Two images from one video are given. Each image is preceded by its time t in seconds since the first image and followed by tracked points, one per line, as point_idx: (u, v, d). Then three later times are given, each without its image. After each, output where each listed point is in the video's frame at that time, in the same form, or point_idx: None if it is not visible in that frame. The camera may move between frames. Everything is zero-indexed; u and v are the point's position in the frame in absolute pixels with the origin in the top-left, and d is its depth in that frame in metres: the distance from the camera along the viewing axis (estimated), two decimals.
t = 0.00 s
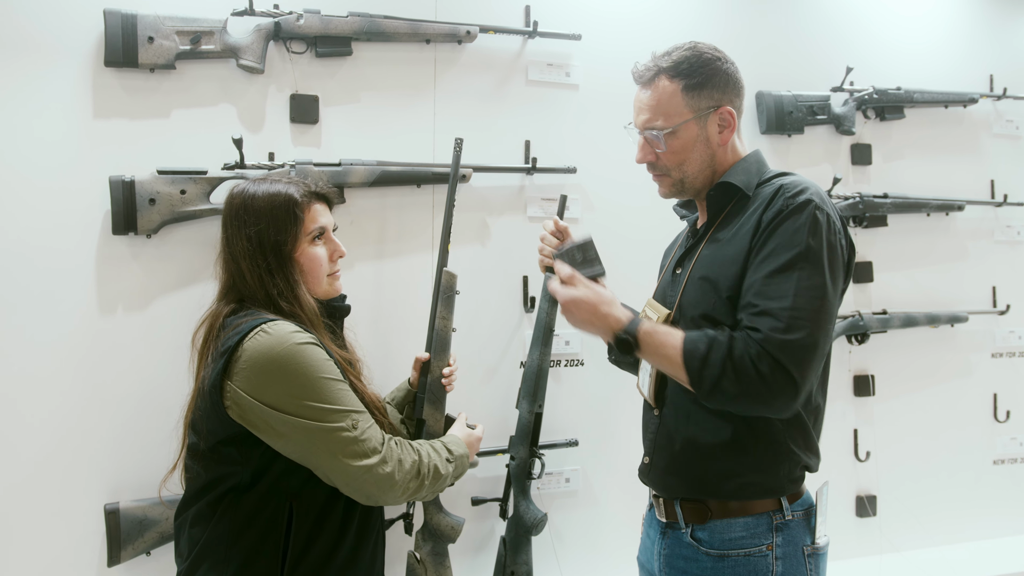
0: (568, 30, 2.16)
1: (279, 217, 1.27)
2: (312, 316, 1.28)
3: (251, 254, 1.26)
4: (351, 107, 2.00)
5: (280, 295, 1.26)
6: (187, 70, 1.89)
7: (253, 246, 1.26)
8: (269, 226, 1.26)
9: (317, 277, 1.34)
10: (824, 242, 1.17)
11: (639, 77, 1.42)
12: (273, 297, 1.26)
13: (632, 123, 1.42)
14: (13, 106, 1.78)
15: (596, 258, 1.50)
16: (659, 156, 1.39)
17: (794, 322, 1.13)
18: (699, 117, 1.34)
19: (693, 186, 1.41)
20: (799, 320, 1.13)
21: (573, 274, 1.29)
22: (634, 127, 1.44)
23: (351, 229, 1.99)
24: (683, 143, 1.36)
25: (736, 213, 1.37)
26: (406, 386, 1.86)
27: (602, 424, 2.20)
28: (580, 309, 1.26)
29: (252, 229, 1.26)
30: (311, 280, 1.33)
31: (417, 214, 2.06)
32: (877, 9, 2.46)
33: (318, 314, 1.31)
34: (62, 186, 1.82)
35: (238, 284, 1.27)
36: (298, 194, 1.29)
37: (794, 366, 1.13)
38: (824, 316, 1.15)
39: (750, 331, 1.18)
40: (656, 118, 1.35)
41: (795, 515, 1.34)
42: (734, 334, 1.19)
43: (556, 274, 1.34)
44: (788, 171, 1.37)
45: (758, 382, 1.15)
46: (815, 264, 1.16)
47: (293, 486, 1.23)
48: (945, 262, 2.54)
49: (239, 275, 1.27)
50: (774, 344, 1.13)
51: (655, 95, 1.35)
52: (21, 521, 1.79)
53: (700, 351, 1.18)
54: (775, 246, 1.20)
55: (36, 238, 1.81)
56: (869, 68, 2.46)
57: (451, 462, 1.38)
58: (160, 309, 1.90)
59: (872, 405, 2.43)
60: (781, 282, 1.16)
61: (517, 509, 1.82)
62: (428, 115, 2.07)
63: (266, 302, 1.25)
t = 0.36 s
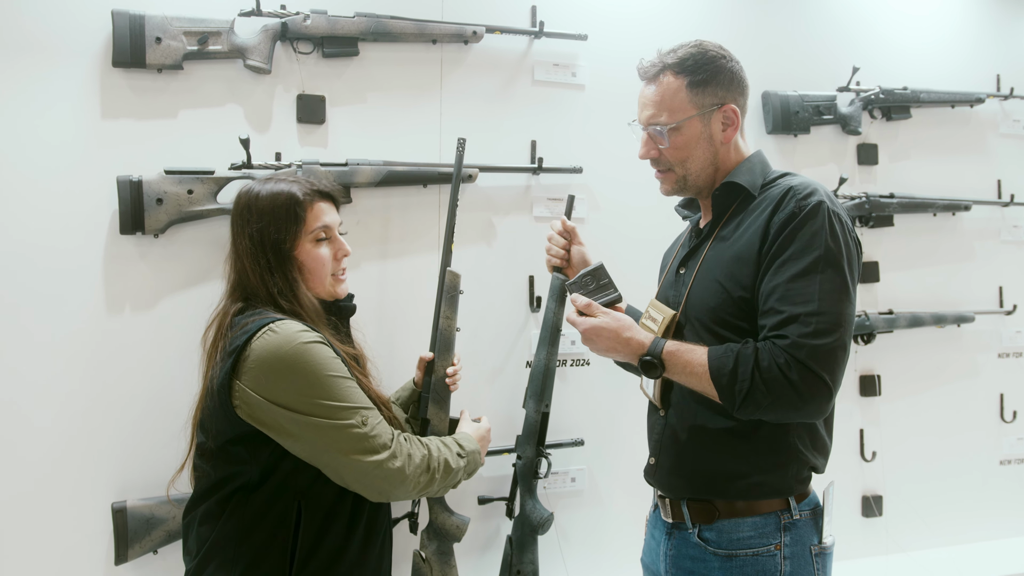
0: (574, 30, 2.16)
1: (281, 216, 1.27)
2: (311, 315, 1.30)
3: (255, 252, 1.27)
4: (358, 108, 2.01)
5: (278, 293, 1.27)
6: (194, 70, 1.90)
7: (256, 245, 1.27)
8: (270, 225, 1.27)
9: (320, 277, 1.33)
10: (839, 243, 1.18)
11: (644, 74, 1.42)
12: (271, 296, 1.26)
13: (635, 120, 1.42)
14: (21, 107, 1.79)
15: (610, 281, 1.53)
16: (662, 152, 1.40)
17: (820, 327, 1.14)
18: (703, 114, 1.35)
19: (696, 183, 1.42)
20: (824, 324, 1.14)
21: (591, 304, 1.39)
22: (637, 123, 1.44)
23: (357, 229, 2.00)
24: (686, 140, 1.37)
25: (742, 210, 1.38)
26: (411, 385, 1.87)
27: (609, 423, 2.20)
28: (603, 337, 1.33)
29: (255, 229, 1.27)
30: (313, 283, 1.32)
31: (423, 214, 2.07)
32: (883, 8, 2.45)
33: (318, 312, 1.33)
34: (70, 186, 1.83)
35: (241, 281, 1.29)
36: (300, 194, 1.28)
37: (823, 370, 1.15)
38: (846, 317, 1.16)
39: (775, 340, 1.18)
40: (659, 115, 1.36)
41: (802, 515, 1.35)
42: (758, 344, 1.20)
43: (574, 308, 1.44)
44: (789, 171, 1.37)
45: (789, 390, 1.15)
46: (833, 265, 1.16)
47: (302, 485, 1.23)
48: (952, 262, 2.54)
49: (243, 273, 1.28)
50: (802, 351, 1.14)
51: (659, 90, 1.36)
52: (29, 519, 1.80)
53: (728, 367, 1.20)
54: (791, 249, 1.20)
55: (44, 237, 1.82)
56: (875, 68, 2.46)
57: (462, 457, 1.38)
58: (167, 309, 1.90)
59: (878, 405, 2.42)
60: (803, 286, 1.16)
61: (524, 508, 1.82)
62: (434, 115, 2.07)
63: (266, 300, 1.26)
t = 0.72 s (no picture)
0: (574, 22, 2.16)
1: (326, 219, 1.26)
2: (326, 318, 1.30)
3: (285, 248, 1.25)
4: (357, 100, 2.00)
5: (296, 294, 1.26)
6: (193, 63, 1.89)
7: (292, 242, 1.25)
8: (313, 225, 1.26)
9: (338, 285, 1.33)
10: (842, 238, 1.18)
11: (659, 54, 1.39)
12: (287, 296, 1.25)
13: (652, 99, 1.39)
14: (19, 100, 1.78)
15: (603, 270, 1.34)
16: (678, 132, 1.37)
17: (827, 322, 1.15)
18: (720, 97, 1.35)
19: (710, 166, 1.41)
20: (831, 319, 1.15)
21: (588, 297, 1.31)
22: (650, 103, 1.41)
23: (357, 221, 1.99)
24: (704, 121, 1.35)
25: (739, 203, 1.37)
26: (411, 377, 1.86)
27: (609, 416, 2.21)
28: (602, 333, 1.28)
29: (296, 221, 1.25)
30: (335, 289, 1.31)
31: (423, 206, 2.06)
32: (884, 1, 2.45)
33: (335, 315, 1.33)
34: (69, 179, 1.83)
35: (254, 273, 1.26)
36: (347, 204, 1.29)
37: (829, 365, 1.16)
38: (849, 311, 1.17)
39: (782, 334, 1.18)
40: (680, 94, 1.34)
41: (800, 507, 1.34)
42: (766, 338, 1.19)
43: (567, 301, 1.35)
44: (787, 164, 1.36)
45: (796, 384, 1.16)
46: (836, 260, 1.17)
47: (296, 480, 1.23)
48: (952, 256, 2.54)
49: (259, 265, 1.26)
50: (812, 346, 1.14)
51: (681, 69, 1.34)
52: (30, 512, 1.81)
53: (736, 362, 1.19)
54: (794, 244, 1.20)
55: (43, 231, 1.81)
56: (876, 61, 2.45)
57: (454, 450, 1.37)
58: (166, 302, 1.90)
59: (878, 399, 2.43)
60: (808, 281, 1.16)
61: (523, 500, 1.83)
62: (433, 108, 2.07)
63: (278, 299, 1.25)
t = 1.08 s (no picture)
0: (575, 19, 2.15)
1: (323, 218, 1.26)
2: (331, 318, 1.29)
3: (284, 248, 1.24)
4: (358, 98, 2.00)
5: (297, 294, 1.25)
6: (194, 61, 1.89)
7: (291, 242, 1.24)
8: (312, 225, 1.25)
9: (338, 284, 1.33)
10: (847, 237, 1.18)
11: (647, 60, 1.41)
12: (288, 297, 1.25)
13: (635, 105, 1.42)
14: (20, 98, 1.78)
15: (599, 287, 1.42)
16: (654, 140, 1.40)
17: (833, 323, 1.15)
18: (698, 107, 1.34)
19: (687, 173, 1.42)
20: (836, 320, 1.16)
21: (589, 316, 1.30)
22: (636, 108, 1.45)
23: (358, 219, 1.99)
24: (679, 132, 1.36)
25: (742, 201, 1.37)
26: (408, 376, 1.87)
27: (611, 413, 2.20)
28: (606, 350, 1.28)
29: (294, 221, 1.24)
30: (336, 290, 1.31)
31: (424, 204, 2.06)
32: None
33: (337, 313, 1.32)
34: (70, 177, 1.82)
35: (254, 273, 1.25)
36: (345, 202, 1.29)
37: (835, 366, 1.17)
38: (854, 311, 1.18)
39: (788, 336, 1.17)
40: (656, 104, 1.36)
41: (804, 504, 1.34)
42: (772, 342, 1.19)
43: (565, 319, 1.34)
44: (789, 161, 1.35)
45: (804, 386, 1.16)
46: (841, 259, 1.17)
47: (298, 479, 1.22)
48: (954, 252, 2.53)
49: (260, 264, 1.25)
50: (820, 348, 1.15)
51: (658, 79, 1.35)
52: (31, 511, 1.81)
53: (745, 368, 1.19)
54: (799, 243, 1.19)
55: (44, 229, 1.81)
56: (878, 57, 2.45)
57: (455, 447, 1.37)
58: (168, 300, 1.90)
59: (880, 396, 2.42)
60: (813, 282, 1.16)
61: (525, 498, 1.83)
62: (434, 105, 2.06)
63: (279, 298, 1.24)
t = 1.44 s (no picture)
0: (571, 15, 2.14)
1: (325, 217, 1.24)
2: (332, 318, 1.27)
3: (285, 246, 1.22)
4: (354, 94, 1.99)
5: (297, 292, 1.23)
6: (189, 58, 1.88)
7: (292, 240, 1.22)
8: (313, 223, 1.23)
9: (338, 283, 1.32)
10: (838, 232, 1.17)
11: (641, 56, 1.40)
12: (287, 294, 1.23)
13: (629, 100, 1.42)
14: (14, 95, 1.77)
15: (589, 276, 1.44)
16: (650, 136, 1.39)
17: (821, 316, 1.15)
18: (693, 102, 1.33)
19: (683, 168, 1.42)
20: (825, 314, 1.15)
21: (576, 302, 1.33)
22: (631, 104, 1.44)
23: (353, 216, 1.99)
24: (674, 127, 1.36)
25: (737, 197, 1.36)
26: (406, 372, 1.87)
27: (609, 410, 2.20)
28: (592, 337, 1.30)
29: (295, 219, 1.22)
30: (336, 289, 1.30)
31: (420, 201, 2.05)
32: None
33: (338, 312, 1.31)
34: (65, 174, 1.82)
35: (254, 269, 1.24)
36: (348, 201, 1.27)
37: (822, 359, 1.16)
38: (844, 305, 1.17)
39: (776, 328, 1.17)
40: (650, 100, 1.35)
41: (799, 499, 1.33)
42: (758, 334, 1.19)
43: (556, 306, 1.38)
44: (786, 157, 1.34)
45: (790, 378, 1.15)
46: (833, 253, 1.16)
47: (296, 476, 1.22)
48: (952, 248, 2.53)
49: (261, 261, 1.23)
50: (806, 341, 1.14)
51: (652, 74, 1.34)
52: (28, 509, 1.80)
53: (729, 358, 1.18)
54: (790, 236, 1.19)
55: (39, 226, 1.80)
56: (876, 53, 2.44)
57: (450, 444, 1.37)
58: (164, 298, 1.89)
59: (878, 391, 2.42)
60: (802, 275, 1.15)
61: (522, 495, 1.83)
62: (430, 102, 2.06)
63: (279, 296, 1.23)
